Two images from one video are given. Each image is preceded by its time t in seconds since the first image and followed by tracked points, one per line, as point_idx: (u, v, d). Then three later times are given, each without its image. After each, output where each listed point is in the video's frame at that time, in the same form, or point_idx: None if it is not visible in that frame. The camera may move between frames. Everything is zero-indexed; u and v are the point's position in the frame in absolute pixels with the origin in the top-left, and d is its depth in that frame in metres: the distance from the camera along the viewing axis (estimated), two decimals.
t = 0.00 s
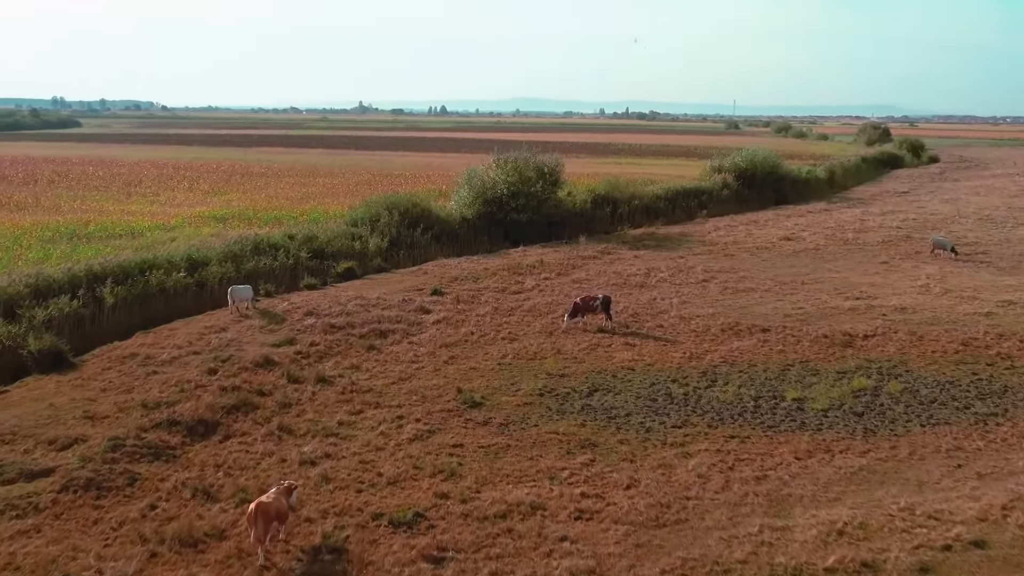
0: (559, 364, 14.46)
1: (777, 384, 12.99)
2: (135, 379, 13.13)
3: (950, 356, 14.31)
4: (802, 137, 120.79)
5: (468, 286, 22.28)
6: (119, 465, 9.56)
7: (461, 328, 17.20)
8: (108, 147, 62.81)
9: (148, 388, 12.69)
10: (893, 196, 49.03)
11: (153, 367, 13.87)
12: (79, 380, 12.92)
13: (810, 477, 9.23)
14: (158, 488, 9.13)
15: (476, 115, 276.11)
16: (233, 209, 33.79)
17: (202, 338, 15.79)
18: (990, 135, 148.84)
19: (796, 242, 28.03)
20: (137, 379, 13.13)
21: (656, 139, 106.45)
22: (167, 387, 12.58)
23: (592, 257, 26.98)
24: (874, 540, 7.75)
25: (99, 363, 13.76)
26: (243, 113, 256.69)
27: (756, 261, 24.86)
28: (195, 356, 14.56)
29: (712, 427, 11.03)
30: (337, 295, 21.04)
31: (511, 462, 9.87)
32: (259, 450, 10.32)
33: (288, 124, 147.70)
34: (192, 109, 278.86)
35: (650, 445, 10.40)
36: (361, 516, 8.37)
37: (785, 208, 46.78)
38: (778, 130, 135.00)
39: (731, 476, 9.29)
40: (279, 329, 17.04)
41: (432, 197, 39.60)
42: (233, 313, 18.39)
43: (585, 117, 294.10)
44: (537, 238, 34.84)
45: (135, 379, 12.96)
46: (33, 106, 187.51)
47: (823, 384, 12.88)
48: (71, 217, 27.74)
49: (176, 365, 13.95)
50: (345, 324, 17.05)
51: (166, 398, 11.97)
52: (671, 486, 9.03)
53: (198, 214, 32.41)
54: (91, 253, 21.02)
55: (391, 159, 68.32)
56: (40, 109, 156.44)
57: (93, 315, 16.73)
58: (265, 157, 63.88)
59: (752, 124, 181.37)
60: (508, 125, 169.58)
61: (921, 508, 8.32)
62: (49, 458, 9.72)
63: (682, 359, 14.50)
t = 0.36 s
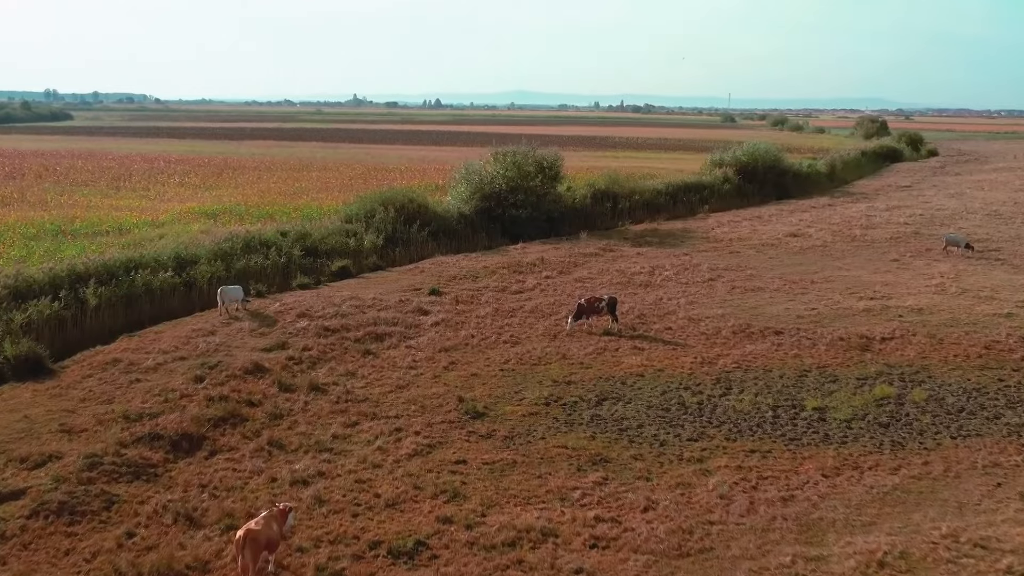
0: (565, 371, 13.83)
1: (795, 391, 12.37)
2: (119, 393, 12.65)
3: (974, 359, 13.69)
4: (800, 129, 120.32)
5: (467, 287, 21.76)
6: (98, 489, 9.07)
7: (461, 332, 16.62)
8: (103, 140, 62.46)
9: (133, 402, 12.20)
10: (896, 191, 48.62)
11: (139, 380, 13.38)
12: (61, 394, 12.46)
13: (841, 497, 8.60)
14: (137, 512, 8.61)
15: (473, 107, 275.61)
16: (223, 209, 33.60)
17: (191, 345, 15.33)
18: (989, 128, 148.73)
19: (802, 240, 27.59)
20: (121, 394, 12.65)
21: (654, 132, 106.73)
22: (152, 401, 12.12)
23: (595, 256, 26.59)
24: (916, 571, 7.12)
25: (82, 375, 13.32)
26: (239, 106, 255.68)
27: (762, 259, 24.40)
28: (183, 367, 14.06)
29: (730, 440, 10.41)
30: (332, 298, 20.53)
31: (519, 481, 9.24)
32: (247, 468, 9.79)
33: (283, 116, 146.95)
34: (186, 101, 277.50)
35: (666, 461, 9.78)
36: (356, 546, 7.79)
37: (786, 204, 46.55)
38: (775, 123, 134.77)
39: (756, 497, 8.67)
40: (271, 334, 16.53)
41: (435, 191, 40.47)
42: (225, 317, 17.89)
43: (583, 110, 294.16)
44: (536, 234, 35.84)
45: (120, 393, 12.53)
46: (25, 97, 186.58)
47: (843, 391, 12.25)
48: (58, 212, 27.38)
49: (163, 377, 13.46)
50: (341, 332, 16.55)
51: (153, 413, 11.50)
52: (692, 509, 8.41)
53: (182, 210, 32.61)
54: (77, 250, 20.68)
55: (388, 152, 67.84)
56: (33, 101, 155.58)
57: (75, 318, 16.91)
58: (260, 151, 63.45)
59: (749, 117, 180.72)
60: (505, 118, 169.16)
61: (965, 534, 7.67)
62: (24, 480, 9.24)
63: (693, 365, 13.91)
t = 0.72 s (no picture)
0: (573, 378, 13.16)
1: (818, 399, 11.73)
2: (102, 406, 12.00)
3: (1001, 363, 13.07)
4: (796, 121, 119.99)
5: (466, 288, 21.15)
6: (76, 516, 8.47)
7: (462, 337, 16.00)
8: (92, 133, 61.57)
9: (117, 415, 11.56)
10: (895, 186, 48.25)
11: (124, 390, 12.72)
12: (40, 407, 11.87)
13: (883, 521, 7.95)
14: (118, 543, 8.01)
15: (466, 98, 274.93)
16: (213, 204, 32.92)
17: (178, 350, 14.70)
18: (982, 120, 148.83)
19: (807, 237, 27.10)
20: (104, 406, 12.01)
21: (648, 125, 106.55)
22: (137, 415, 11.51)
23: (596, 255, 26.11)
24: None
25: (62, 388, 12.73)
26: (229, 97, 253.03)
27: (768, 257, 23.88)
28: (170, 374, 13.40)
29: (755, 454, 9.77)
30: (327, 299, 19.86)
31: (533, 505, 8.58)
32: (238, 489, 9.16)
33: (274, 108, 145.67)
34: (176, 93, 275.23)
35: (689, 479, 9.13)
36: None
37: (786, 198, 46.16)
38: (768, 115, 134.43)
39: (789, 521, 8.03)
40: (263, 337, 15.87)
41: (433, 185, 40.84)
42: (214, 318, 17.19)
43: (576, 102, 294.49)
44: (535, 228, 36.19)
45: (102, 406, 11.93)
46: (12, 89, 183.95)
47: (869, 399, 11.62)
48: (42, 207, 26.66)
49: (149, 387, 12.81)
50: (336, 337, 15.92)
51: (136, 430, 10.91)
52: (722, 537, 7.77)
53: (171, 204, 31.85)
54: (59, 246, 19.99)
55: (382, 145, 67.22)
56: (20, 93, 153.64)
57: (56, 321, 16.18)
58: (253, 143, 62.70)
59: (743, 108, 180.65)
60: (498, 110, 168.34)
61: (1022, 565, 7.02)
62: None
63: (707, 370, 13.27)
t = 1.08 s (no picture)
0: (584, 387, 12.52)
1: (845, 408, 11.12)
2: (83, 420, 11.22)
3: None
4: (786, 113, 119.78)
5: (464, 289, 20.47)
6: (54, 550, 7.76)
7: (464, 342, 15.33)
8: (74, 125, 60.26)
9: (99, 430, 10.78)
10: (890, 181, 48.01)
11: (106, 402, 11.93)
12: (17, 422, 11.11)
13: (936, 550, 7.33)
14: None
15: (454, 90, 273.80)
16: (199, 199, 32.02)
17: (166, 356, 13.94)
18: (969, 111, 149.43)
19: (810, 234, 26.62)
20: (84, 420, 11.21)
21: (638, 117, 106.04)
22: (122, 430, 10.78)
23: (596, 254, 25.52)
24: None
25: (41, 400, 11.97)
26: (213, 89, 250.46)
27: (773, 255, 23.36)
28: (156, 384, 12.60)
29: (787, 472, 9.14)
30: (321, 300, 19.11)
31: (553, 533, 7.92)
32: (231, 517, 8.45)
33: (259, 101, 144.00)
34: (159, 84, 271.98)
35: (720, 501, 8.49)
36: None
37: (781, 193, 45.78)
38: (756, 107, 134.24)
39: (834, 551, 7.40)
40: (255, 342, 15.09)
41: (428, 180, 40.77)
42: (203, 320, 16.37)
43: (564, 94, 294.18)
44: (529, 224, 36.36)
45: (84, 421, 11.18)
46: None
47: (899, 408, 11.03)
48: (21, 202, 25.69)
49: (134, 398, 12.02)
50: (332, 342, 15.21)
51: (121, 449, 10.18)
52: (763, 570, 7.13)
53: (156, 200, 30.92)
54: (38, 244, 19.11)
55: (372, 137, 66.32)
56: None
57: (35, 325, 15.35)
58: (240, 136, 61.61)
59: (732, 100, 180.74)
60: (484, 102, 167.20)
61: None
62: None
63: (724, 378, 12.65)
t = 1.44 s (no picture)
0: (597, 396, 11.93)
1: (874, 417, 10.59)
2: (65, 436, 10.48)
3: None
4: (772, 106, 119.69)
5: (462, 290, 19.85)
6: None
7: (467, 347, 14.72)
8: (49, 117, 58.72)
9: (83, 448, 10.06)
10: (882, 176, 47.85)
11: (90, 415, 11.19)
12: None
13: None
14: None
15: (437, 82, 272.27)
16: (183, 194, 31.10)
17: (153, 363, 13.22)
18: (953, 103, 150.23)
19: (810, 232, 26.22)
20: (67, 436, 10.48)
21: (625, 108, 105.53)
22: (108, 447, 10.07)
23: (594, 254, 24.99)
24: None
25: (20, 414, 11.22)
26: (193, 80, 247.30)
27: (775, 255, 22.93)
28: (143, 394, 11.87)
29: (824, 489, 8.59)
30: (314, 301, 18.39)
31: (580, 565, 7.32)
32: (230, 548, 7.80)
33: (239, 93, 142.33)
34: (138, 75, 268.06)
35: (757, 524, 7.91)
36: None
37: (774, 187, 45.47)
38: (739, 98, 134.02)
39: None
40: (247, 346, 14.37)
41: (419, 174, 40.27)
42: (191, 323, 15.60)
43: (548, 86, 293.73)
44: (523, 217, 36.52)
45: (67, 436, 10.44)
46: None
47: (930, 416, 10.52)
48: None
49: (120, 411, 11.29)
50: (329, 347, 14.53)
51: (107, 470, 9.47)
52: None
53: (139, 195, 29.96)
54: (16, 242, 18.22)
55: (357, 130, 65.31)
56: None
57: (14, 331, 14.56)
58: (222, 128, 60.38)
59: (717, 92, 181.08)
60: (469, 94, 165.99)
61: None
62: None
63: (742, 385, 12.11)
